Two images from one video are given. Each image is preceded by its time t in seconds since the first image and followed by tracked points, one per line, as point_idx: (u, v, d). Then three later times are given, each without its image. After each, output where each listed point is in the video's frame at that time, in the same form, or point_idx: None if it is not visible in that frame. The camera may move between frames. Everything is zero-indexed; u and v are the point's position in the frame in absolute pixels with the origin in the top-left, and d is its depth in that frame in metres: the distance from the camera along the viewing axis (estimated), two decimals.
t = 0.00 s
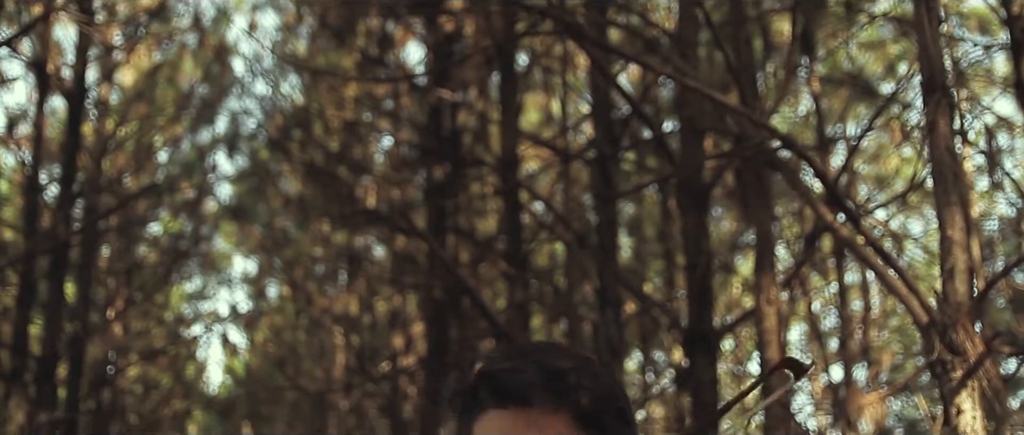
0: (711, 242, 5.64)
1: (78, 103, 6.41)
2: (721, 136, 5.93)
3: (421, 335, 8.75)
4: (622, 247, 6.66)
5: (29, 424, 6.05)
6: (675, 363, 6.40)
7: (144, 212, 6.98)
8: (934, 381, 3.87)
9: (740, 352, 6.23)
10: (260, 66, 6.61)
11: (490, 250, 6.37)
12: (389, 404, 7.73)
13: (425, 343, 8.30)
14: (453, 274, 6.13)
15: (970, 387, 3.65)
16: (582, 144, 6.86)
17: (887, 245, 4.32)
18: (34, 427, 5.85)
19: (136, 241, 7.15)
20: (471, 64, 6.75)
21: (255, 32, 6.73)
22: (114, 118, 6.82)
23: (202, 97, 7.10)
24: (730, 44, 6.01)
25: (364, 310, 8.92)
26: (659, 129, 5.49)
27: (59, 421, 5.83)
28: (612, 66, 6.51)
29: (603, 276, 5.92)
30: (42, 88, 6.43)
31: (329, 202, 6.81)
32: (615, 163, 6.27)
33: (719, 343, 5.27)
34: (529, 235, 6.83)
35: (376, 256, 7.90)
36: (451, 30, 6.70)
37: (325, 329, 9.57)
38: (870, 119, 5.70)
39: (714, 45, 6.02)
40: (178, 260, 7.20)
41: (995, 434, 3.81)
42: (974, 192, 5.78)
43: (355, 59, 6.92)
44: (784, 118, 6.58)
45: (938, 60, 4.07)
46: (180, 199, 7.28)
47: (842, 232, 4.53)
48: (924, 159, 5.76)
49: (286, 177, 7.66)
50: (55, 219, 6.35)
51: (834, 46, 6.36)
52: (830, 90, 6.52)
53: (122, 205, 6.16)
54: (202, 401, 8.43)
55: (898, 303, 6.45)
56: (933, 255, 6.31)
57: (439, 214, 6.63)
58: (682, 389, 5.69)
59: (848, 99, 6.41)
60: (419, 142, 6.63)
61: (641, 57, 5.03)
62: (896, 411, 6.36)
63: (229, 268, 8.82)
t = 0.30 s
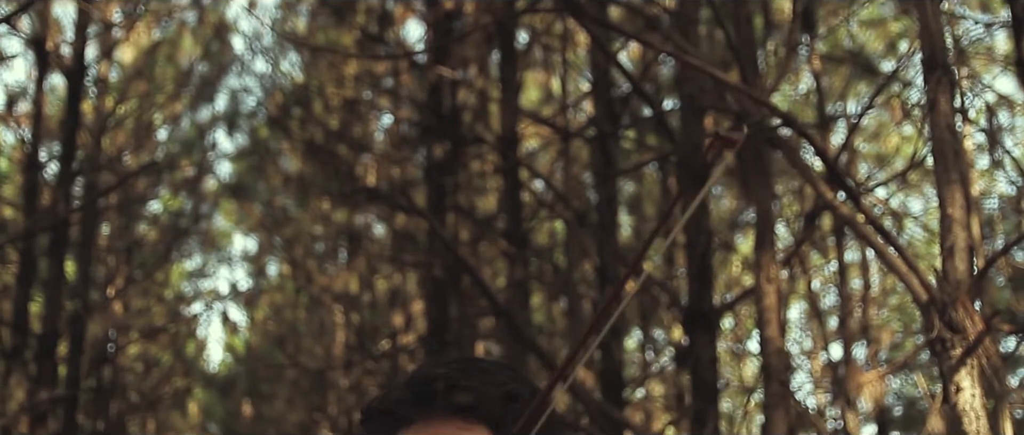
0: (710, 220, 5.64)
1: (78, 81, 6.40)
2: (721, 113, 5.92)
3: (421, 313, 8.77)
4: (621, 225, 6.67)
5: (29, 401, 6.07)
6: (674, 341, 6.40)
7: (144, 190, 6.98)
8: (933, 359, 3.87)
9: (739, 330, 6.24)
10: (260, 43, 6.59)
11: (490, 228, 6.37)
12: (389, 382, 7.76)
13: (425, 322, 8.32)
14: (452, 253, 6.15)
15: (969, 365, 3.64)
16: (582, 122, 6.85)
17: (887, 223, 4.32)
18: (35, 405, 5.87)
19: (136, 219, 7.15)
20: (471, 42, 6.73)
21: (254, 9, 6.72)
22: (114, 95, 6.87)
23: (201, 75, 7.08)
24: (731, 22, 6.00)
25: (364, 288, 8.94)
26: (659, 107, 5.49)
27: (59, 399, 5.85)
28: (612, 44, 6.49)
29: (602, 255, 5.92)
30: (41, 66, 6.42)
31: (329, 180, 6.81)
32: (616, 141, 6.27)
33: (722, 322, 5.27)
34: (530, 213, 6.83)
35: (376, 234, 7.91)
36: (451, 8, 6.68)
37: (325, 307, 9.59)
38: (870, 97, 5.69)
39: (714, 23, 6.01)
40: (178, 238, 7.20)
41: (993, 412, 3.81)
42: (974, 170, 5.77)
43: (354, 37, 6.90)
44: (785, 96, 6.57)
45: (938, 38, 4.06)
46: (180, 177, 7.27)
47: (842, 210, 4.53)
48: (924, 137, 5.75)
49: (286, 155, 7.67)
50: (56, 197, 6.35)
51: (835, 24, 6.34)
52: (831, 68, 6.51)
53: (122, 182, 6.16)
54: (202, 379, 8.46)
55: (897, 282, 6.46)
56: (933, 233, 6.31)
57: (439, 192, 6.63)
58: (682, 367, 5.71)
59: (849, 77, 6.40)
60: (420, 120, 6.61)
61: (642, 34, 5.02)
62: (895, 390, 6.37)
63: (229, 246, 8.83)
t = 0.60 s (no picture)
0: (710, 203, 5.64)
1: (77, 63, 6.39)
2: (721, 96, 5.91)
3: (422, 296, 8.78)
4: (621, 208, 6.66)
5: (29, 383, 6.08)
6: (674, 324, 6.41)
7: (144, 171, 6.98)
8: (933, 342, 3.87)
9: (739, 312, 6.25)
10: (259, 26, 6.58)
11: (490, 211, 6.37)
12: (390, 365, 7.78)
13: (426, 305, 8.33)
14: (452, 235, 6.15)
15: (970, 348, 3.63)
16: (581, 104, 6.85)
17: (887, 204, 4.31)
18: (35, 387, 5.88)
19: (136, 201, 7.15)
20: (470, 24, 6.73)
21: None
22: (113, 78, 6.86)
23: (201, 58, 7.15)
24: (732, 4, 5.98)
25: (364, 271, 8.96)
26: (659, 89, 5.48)
27: (60, 381, 5.86)
28: (612, 26, 6.48)
29: (602, 237, 5.92)
30: (41, 48, 6.41)
31: (329, 163, 6.80)
32: (616, 124, 6.26)
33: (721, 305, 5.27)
34: (530, 196, 6.83)
35: (376, 217, 7.90)
36: None
37: (326, 290, 9.59)
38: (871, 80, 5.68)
39: (715, 5, 5.99)
40: (178, 221, 7.19)
41: (992, 395, 3.80)
42: (975, 153, 5.77)
43: (354, 19, 6.89)
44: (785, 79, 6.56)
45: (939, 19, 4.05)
46: (180, 159, 7.25)
47: (842, 192, 4.53)
48: (924, 119, 5.73)
49: (286, 137, 7.67)
50: (55, 179, 6.34)
51: (837, 6, 6.33)
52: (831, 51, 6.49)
53: (122, 164, 6.15)
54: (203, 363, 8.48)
55: (897, 265, 6.46)
56: (933, 216, 6.31)
57: (439, 175, 6.63)
58: (682, 349, 5.71)
59: (849, 60, 6.39)
60: (419, 103, 6.60)
61: (642, 16, 5.01)
62: (894, 373, 6.37)
63: (229, 229, 8.84)
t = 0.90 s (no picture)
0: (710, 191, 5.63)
1: (77, 51, 6.38)
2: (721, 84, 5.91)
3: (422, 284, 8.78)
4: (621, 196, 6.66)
5: (30, 371, 6.09)
6: (674, 312, 6.41)
7: (144, 160, 6.98)
8: (933, 330, 3.87)
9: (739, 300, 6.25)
10: (259, 13, 6.57)
11: (490, 199, 6.37)
12: (390, 352, 7.79)
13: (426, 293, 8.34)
14: (452, 223, 6.15)
15: (969, 335, 3.64)
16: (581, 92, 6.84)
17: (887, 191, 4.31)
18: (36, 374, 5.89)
19: (135, 190, 7.15)
20: (471, 12, 6.72)
21: None
22: (113, 66, 6.86)
23: (201, 45, 7.08)
24: None
25: (364, 259, 8.96)
26: (660, 77, 5.47)
27: (60, 368, 5.87)
28: (612, 14, 6.47)
29: (603, 225, 5.91)
30: (40, 36, 6.40)
31: (329, 151, 6.79)
32: (616, 112, 6.25)
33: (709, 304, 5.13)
34: (530, 184, 6.82)
35: (376, 205, 7.90)
36: None
37: (326, 278, 9.60)
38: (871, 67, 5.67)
39: None
40: (178, 209, 7.20)
41: (993, 382, 3.80)
42: (975, 142, 5.77)
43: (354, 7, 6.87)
44: (785, 67, 6.55)
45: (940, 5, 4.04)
46: (180, 147, 7.25)
47: (842, 180, 4.53)
48: (925, 107, 5.72)
49: (286, 125, 7.67)
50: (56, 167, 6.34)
51: None
52: (832, 39, 6.48)
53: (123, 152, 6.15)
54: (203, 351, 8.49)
55: (898, 253, 6.46)
56: (933, 205, 6.30)
57: (439, 163, 6.63)
58: (682, 337, 5.72)
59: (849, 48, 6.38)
60: (419, 91, 6.59)
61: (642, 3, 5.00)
62: (894, 361, 6.37)
63: (229, 218, 8.85)
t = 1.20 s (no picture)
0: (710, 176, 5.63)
1: (76, 35, 6.37)
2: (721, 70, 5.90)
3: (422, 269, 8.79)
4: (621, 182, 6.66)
5: (30, 356, 6.10)
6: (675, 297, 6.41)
7: (144, 144, 6.97)
8: (932, 316, 3.86)
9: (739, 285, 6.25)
10: None
11: (490, 184, 6.36)
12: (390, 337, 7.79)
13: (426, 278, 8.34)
14: (452, 209, 6.15)
15: (969, 321, 3.64)
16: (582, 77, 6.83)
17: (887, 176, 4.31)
18: (36, 359, 5.89)
19: (135, 175, 7.14)
20: None
21: None
22: (112, 50, 6.84)
23: (200, 30, 7.08)
24: None
25: (364, 244, 8.97)
26: (660, 62, 5.46)
27: (61, 353, 5.87)
28: None
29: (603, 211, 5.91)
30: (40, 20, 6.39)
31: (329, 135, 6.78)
32: (616, 97, 6.24)
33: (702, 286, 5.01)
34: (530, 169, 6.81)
35: (376, 190, 7.90)
36: None
37: (326, 263, 9.60)
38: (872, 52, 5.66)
39: None
40: (178, 194, 7.20)
41: (993, 368, 3.81)
42: (975, 127, 5.76)
43: None
44: (786, 52, 6.54)
45: None
46: (180, 132, 7.24)
47: (843, 165, 4.52)
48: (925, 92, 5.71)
49: (286, 110, 7.66)
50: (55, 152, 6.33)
51: None
52: (832, 24, 6.47)
53: (122, 137, 6.14)
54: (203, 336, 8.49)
55: (898, 238, 6.45)
56: (934, 190, 6.29)
57: (439, 148, 6.62)
58: (682, 323, 5.72)
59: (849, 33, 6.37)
60: (419, 76, 6.58)
61: None
62: (894, 347, 6.38)
63: (229, 203, 8.84)
